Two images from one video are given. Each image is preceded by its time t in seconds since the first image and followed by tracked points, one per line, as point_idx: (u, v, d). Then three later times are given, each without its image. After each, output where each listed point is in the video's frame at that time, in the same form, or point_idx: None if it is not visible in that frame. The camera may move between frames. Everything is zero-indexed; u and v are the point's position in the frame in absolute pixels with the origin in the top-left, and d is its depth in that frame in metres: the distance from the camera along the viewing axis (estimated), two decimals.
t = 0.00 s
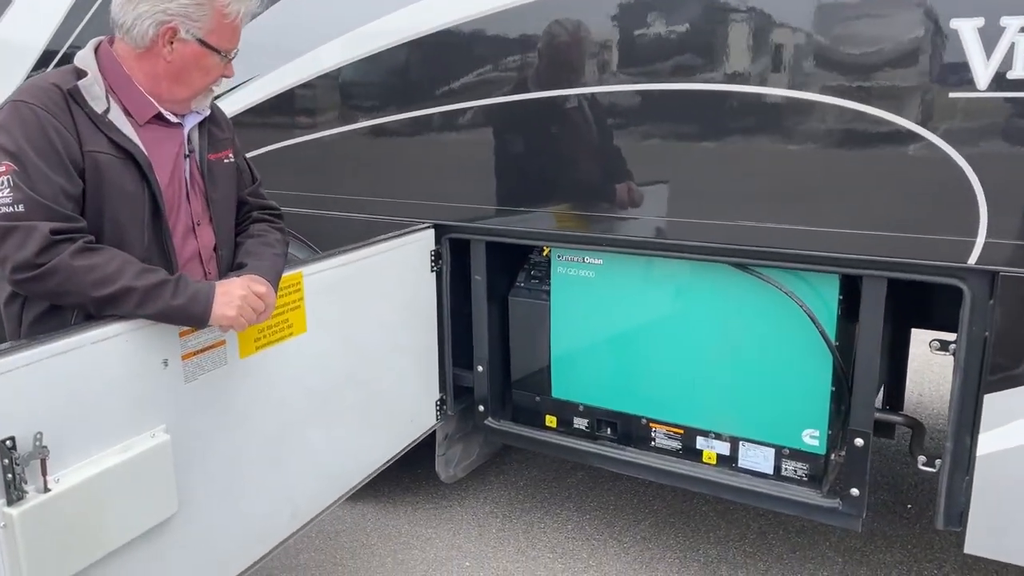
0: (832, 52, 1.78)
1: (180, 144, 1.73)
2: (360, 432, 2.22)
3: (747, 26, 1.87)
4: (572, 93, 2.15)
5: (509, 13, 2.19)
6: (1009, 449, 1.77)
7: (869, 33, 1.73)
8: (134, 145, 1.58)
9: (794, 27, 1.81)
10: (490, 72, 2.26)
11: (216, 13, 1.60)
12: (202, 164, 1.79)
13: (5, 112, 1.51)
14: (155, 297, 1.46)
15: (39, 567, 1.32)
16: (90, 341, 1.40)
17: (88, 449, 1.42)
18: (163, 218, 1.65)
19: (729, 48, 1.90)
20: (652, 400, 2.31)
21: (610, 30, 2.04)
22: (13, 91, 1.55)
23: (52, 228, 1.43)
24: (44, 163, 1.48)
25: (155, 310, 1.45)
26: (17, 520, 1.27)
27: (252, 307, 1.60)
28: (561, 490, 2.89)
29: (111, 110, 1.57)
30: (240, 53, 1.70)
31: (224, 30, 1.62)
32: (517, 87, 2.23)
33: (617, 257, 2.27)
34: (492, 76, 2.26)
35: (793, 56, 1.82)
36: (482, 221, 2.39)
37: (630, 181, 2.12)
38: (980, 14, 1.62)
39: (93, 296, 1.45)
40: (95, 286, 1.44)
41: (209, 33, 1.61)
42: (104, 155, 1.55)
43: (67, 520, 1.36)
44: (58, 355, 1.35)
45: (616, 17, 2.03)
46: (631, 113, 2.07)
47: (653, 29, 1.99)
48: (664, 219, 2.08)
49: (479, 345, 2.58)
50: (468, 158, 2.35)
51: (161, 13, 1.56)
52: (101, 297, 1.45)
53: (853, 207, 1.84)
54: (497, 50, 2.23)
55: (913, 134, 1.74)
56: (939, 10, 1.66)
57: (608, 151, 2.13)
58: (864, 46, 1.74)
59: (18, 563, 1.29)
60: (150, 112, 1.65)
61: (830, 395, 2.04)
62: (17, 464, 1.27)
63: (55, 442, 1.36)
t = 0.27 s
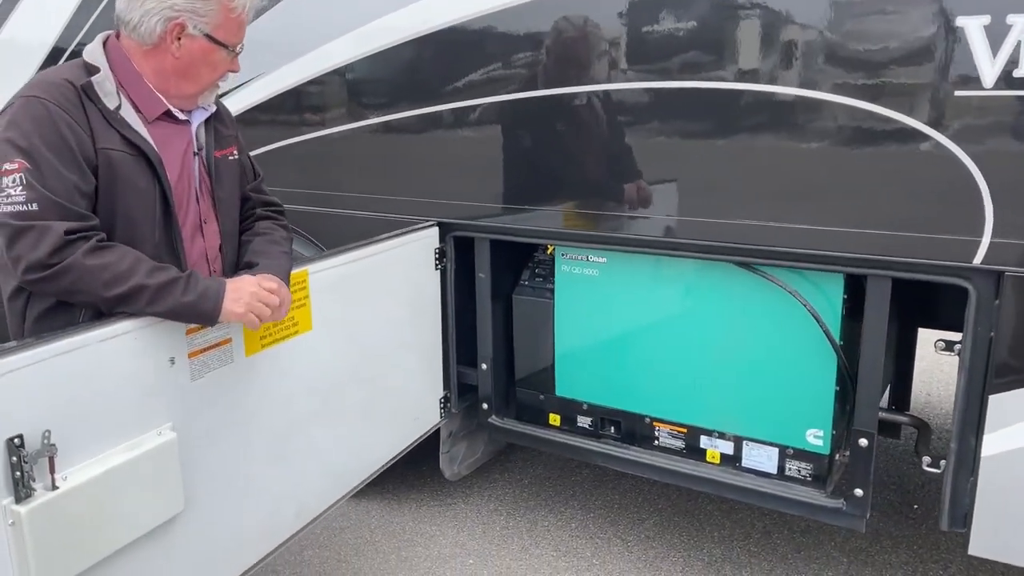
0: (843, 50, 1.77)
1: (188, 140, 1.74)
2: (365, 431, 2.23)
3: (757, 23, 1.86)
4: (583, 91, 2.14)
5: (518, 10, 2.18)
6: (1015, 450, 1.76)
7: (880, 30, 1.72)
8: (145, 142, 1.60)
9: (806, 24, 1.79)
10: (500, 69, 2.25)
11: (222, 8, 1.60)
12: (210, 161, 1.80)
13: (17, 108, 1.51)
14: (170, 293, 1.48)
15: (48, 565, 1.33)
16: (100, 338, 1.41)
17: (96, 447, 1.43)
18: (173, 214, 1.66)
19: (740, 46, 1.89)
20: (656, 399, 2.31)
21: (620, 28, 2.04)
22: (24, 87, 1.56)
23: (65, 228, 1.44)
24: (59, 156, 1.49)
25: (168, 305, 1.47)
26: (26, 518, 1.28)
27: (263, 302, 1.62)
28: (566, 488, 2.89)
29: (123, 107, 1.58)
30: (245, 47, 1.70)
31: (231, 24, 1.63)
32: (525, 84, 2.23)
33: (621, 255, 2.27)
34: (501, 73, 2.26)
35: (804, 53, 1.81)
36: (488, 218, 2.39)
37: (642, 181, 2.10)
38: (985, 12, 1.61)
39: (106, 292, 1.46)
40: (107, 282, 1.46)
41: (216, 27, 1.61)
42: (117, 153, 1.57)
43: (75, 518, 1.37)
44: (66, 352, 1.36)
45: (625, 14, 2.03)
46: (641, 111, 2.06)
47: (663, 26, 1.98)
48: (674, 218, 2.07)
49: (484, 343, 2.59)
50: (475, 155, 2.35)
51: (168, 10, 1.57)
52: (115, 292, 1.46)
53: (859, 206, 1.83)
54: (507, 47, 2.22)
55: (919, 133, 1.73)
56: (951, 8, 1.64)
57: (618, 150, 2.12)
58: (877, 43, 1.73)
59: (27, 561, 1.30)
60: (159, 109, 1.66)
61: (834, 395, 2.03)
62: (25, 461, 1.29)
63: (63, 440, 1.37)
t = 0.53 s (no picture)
0: (853, 47, 1.76)
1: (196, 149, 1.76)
2: (370, 429, 2.24)
3: (767, 20, 1.85)
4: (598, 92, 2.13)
5: (526, 7, 2.18)
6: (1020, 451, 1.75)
7: (891, 28, 1.71)
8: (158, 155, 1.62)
9: (816, 22, 1.79)
10: (509, 67, 2.25)
11: (240, 18, 1.61)
12: (218, 168, 1.82)
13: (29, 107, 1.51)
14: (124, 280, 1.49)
15: (59, 563, 1.34)
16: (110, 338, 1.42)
17: (106, 446, 1.44)
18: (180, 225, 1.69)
19: (749, 44, 1.88)
20: (660, 398, 2.32)
21: (629, 25, 2.03)
22: (36, 87, 1.55)
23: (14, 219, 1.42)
24: (66, 170, 1.50)
25: (119, 292, 1.48)
26: (37, 517, 1.29)
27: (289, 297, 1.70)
28: (571, 487, 2.90)
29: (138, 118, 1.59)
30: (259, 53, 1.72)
31: (248, 33, 1.64)
32: (533, 82, 2.23)
33: (626, 255, 2.27)
34: (510, 71, 2.25)
35: (814, 50, 1.80)
36: (494, 217, 2.39)
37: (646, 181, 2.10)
38: (991, 11, 1.60)
39: (55, 280, 1.46)
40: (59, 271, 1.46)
41: (234, 37, 1.62)
42: (129, 167, 1.59)
43: (86, 516, 1.38)
44: (76, 352, 1.37)
45: (633, 12, 2.02)
46: (650, 109, 2.05)
47: (673, 24, 1.97)
48: (683, 218, 2.07)
49: (488, 341, 2.60)
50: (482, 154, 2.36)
51: (188, 21, 1.57)
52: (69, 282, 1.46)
53: (865, 205, 1.82)
54: (516, 45, 2.22)
55: (925, 133, 1.73)
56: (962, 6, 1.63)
57: (626, 150, 2.11)
58: (888, 41, 1.72)
59: (38, 559, 1.31)
60: (175, 116, 1.68)
61: (839, 395, 2.03)
62: (37, 459, 1.30)
63: (73, 438, 1.38)
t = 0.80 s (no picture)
0: (859, 45, 1.76)
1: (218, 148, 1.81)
2: (373, 428, 2.24)
3: (773, 19, 1.85)
4: (600, 91, 2.13)
5: (532, 6, 2.18)
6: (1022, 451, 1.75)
7: (896, 26, 1.71)
8: (181, 150, 1.68)
9: (822, 20, 1.78)
10: (515, 65, 2.25)
11: (268, 22, 1.67)
12: (238, 168, 1.89)
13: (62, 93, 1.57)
14: (130, 275, 1.52)
15: (68, 561, 1.35)
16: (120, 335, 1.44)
17: (115, 444, 1.45)
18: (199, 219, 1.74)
19: (754, 43, 1.88)
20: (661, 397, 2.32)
21: (634, 24, 2.03)
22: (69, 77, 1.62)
23: (31, 200, 1.46)
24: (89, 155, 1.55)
25: (120, 287, 1.51)
26: (46, 514, 1.30)
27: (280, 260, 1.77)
28: (573, 485, 2.90)
29: (164, 112, 1.64)
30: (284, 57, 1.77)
31: (274, 37, 1.70)
32: (538, 81, 2.23)
33: (628, 254, 2.28)
34: (515, 69, 2.26)
35: (820, 49, 1.80)
36: (497, 216, 2.40)
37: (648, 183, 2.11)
38: (995, 10, 1.60)
39: (61, 264, 1.48)
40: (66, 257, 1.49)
41: (261, 41, 1.68)
42: (150, 158, 1.64)
43: (95, 514, 1.39)
44: (86, 349, 1.38)
45: (638, 10, 2.02)
46: (655, 107, 2.05)
47: (678, 21, 1.97)
48: (689, 217, 2.06)
49: (490, 339, 2.60)
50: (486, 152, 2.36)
51: (217, 25, 1.63)
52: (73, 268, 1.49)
53: (868, 205, 1.82)
54: (521, 43, 2.22)
55: (928, 132, 1.73)
56: (968, 4, 1.63)
57: (630, 150, 2.12)
58: (894, 39, 1.72)
59: (47, 556, 1.32)
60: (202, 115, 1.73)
61: (840, 394, 2.03)
62: (46, 458, 1.31)
63: (82, 437, 1.39)
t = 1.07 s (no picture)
0: (862, 44, 1.76)
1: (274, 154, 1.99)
2: (377, 426, 2.25)
3: (776, 18, 1.85)
4: (605, 91, 2.13)
5: (536, 4, 2.18)
6: None
7: (901, 25, 1.71)
8: (244, 150, 1.86)
9: (827, 19, 1.78)
10: (520, 64, 2.25)
11: (335, 43, 1.86)
12: (292, 175, 2.05)
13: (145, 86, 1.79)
14: (159, 257, 1.64)
15: (82, 559, 1.36)
16: (133, 333, 1.45)
17: (127, 442, 1.46)
18: (252, 216, 1.91)
19: (759, 42, 1.88)
20: (662, 396, 2.33)
21: (639, 23, 2.03)
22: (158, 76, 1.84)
23: (93, 171, 1.64)
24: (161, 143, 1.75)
25: (149, 265, 1.64)
26: (60, 512, 1.31)
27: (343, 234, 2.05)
28: (576, 484, 2.91)
29: (234, 115, 1.83)
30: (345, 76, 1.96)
31: (340, 57, 1.89)
32: (542, 80, 2.23)
33: (630, 252, 2.28)
34: (521, 68, 2.26)
35: (824, 48, 1.80)
36: (500, 214, 2.41)
37: (658, 182, 2.10)
38: (997, 9, 1.60)
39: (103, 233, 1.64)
40: (110, 229, 1.65)
41: (328, 59, 1.87)
42: (215, 154, 1.83)
43: (108, 511, 1.40)
44: (100, 347, 1.39)
45: (642, 9, 2.02)
46: (660, 106, 2.05)
47: (683, 20, 1.97)
48: (697, 216, 2.06)
49: (492, 336, 2.61)
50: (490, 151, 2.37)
51: (291, 44, 1.81)
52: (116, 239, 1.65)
53: (871, 204, 1.83)
54: (526, 42, 2.22)
55: (930, 131, 1.73)
56: (971, 3, 1.63)
57: (633, 148, 2.12)
58: (898, 38, 1.72)
59: (61, 554, 1.33)
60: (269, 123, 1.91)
61: (842, 393, 2.03)
62: (60, 456, 1.32)
63: (95, 435, 1.40)
